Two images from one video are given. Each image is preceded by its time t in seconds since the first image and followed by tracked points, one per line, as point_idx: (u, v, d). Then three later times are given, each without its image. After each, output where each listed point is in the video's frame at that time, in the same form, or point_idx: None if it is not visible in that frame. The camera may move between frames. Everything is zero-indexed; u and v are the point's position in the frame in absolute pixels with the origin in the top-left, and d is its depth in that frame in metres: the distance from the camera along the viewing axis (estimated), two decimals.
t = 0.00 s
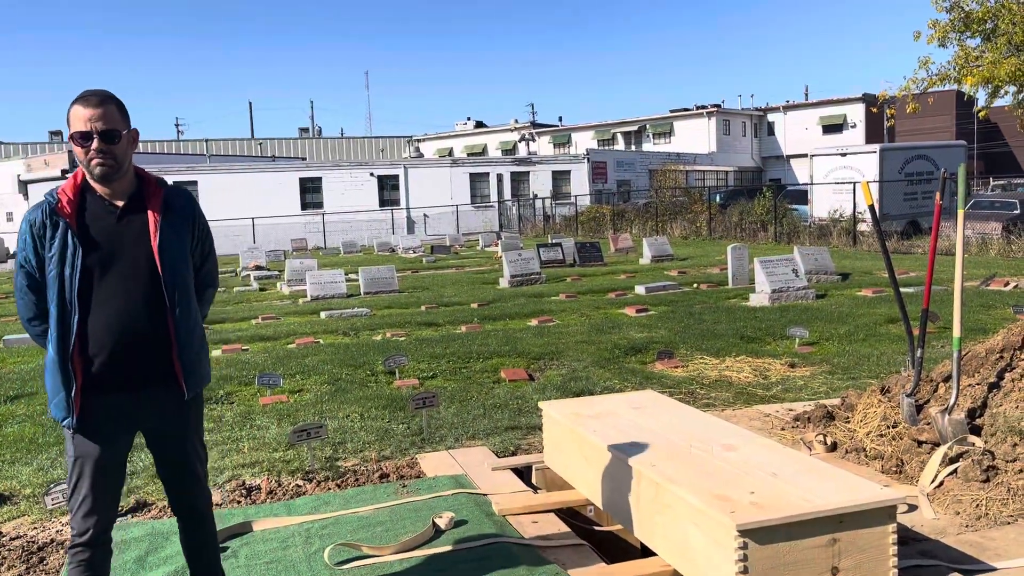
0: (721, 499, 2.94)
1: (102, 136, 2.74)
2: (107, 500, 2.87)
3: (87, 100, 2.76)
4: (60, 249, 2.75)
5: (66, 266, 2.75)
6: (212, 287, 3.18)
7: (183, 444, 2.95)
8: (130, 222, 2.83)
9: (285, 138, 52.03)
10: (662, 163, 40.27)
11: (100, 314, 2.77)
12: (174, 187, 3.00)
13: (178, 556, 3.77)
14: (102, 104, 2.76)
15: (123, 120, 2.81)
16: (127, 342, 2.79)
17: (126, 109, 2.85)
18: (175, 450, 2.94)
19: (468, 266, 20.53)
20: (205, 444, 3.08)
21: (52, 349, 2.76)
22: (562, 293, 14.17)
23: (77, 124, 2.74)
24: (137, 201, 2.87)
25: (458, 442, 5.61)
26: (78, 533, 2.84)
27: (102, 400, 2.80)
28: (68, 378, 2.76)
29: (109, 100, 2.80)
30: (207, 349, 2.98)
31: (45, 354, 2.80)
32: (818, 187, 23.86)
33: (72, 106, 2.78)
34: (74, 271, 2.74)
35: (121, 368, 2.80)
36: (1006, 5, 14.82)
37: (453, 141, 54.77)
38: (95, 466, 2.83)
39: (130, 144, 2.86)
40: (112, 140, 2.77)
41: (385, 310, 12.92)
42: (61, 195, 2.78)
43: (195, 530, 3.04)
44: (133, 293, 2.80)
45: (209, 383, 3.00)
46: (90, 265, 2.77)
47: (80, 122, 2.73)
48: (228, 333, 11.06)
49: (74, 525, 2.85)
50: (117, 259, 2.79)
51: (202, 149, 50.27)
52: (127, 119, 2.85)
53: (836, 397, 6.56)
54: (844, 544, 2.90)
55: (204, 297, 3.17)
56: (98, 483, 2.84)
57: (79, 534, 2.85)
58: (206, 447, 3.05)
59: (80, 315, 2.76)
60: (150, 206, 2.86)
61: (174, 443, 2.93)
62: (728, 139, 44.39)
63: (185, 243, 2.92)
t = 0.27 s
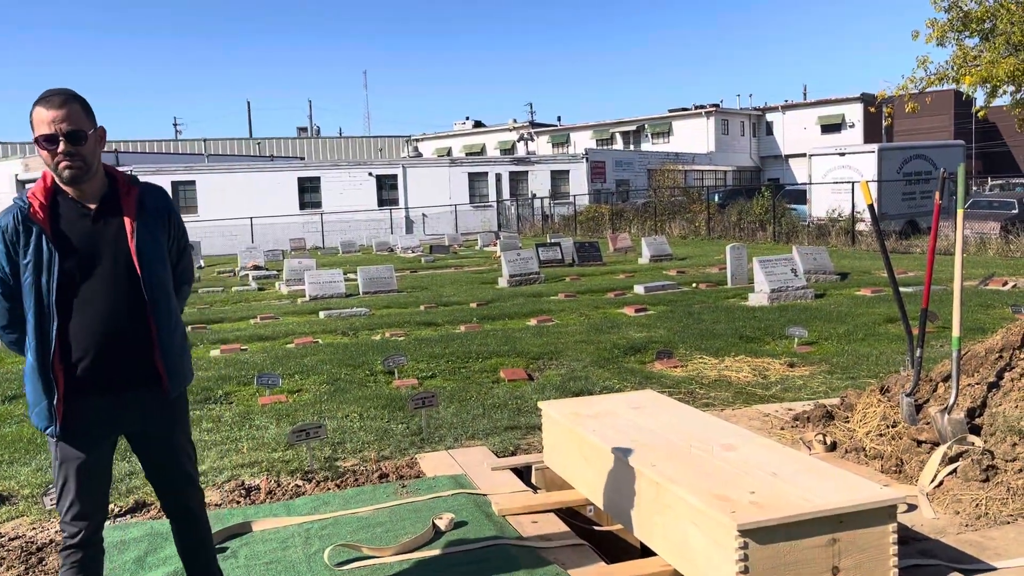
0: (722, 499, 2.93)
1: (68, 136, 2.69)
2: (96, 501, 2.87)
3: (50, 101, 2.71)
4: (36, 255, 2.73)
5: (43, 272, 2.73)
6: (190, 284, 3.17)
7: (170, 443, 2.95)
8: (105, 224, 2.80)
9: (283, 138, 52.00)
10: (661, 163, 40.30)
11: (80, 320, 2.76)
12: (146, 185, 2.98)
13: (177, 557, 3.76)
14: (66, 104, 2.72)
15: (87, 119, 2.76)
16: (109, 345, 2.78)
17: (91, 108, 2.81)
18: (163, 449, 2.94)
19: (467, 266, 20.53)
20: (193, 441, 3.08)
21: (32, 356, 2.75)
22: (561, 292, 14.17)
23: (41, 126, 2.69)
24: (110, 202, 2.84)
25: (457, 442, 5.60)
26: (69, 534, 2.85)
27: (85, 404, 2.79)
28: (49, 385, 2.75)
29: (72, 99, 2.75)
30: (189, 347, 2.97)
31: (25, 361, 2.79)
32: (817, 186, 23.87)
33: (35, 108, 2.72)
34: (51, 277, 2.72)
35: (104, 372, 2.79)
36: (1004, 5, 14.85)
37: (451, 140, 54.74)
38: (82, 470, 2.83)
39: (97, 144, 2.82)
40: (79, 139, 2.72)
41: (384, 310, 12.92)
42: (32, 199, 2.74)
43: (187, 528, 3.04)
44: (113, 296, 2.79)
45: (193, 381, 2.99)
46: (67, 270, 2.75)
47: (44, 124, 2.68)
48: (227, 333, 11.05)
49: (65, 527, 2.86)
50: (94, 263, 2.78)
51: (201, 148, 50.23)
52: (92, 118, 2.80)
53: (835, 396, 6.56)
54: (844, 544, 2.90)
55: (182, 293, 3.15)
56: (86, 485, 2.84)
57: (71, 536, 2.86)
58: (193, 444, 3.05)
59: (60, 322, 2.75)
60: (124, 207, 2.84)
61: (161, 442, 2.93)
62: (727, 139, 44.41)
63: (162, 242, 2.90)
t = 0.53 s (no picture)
0: (719, 498, 2.94)
1: (52, 137, 2.69)
2: (91, 500, 2.87)
3: (32, 102, 2.70)
4: (27, 259, 2.73)
5: (35, 276, 2.73)
6: (180, 282, 3.18)
7: (164, 443, 2.94)
8: (95, 226, 2.81)
9: (280, 138, 51.95)
10: (658, 162, 40.33)
11: (71, 322, 2.76)
12: (133, 184, 2.98)
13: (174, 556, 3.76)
14: (48, 104, 2.71)
15: (72, 119, 2.75)
16: (101, 347, 2.78)
17: (74, 107, 2.80)
18: (157, 449, 2.94)
19: (464, 266, 20.52)
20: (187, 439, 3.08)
21: (23, 360, 2.74)
22: (559, 292, 14.19)
23: (23, 128, 2.68)
24: (98, 202, 2.85)
25: (455, 441, 5.61)
26: (65, 534, 2.85)
27: (78, 406, 2.79)
28: (42, 388, 2.75)
29: (55, 99, 2.74)
30: (182, 346, 2.98)
31: (16, 365, 2.78)
32: (814, 186, 23.90)
33: (18, 109, 2.72)
34: (42, 280, 2.72)
35: (96, 374, 2.79)
36: (1000, 5, 14.89)
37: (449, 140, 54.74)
38: (75, 470, 2.83)
39: (82, 143, 2.82)
40: (63, 140, 2.71)
41: (381, 310, 12.92)
42: (21, 201, 2.74)
43: (182, 526, 3.05)
44: (104, 298, 2.79)
45: (186, 379, 3.00)
46: (58, 272, 2.75)
47: (27, 126, 2.67)
48: (224, 332, 11.04)
49: (60, 527, 2.86)
50: (84, 264, 2.78)
51: (198, 148, 50.16)
52: (77, 118, 2.80)
53: (832, 395, 6.57)
54: (840, 542, 2.91)
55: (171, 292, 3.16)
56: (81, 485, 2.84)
57: (66, 535, 2.86)
58: (188, 442, 3.05)
59: (52, 325, 2.75)
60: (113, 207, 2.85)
61: (155, 441, 2.93)
62: (724, 139, 44.47)
63: (152, 242, 2.91)
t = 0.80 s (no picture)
0: (717, 497, 2.94)
1: (70, 134, 2.69)
2: (97, 497, 2.84)
3: (53, 99, 2.71)
4: (42, 253, 2.74)
5: (49, 271, 2.73)
6: (193, 282, 3.18)
7: (172, 441, 2.93)
8: (110, 223, 2.82)
9: (279, 137, 51.90)
10: (657, 161, 40.33)
11: (83, 316, 2.76)
12: (148, 183, 2.99)
13: (172, 556, 3.76)
14: (67, 101, 2.72)
15: (91, 117, 2.77)
16: (112, 342, 2.78)
17: (93, 105, 2.81)
18: (164, 447, 2.92)
19: (463, 265, 20.51)
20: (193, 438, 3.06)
21: (33, 353, 2.73)
22: (558, 291, 14.17)
23: (43, 125, 2.69)
24: (113, 200, 2.86)
25: (454, 441, 5.60)
26: (68, 532, 2.81)
27: (88, 401, 2.78)
28: (52, 382, 2.73)
29: (74, 97, 2.75)
30: (192, 345, 2.97)
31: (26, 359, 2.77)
32: (813, 185, 23.90)
33: (38, 106, 2.73)
34: (56, 274, 2.73)
35: (107, 369, 2.79)
36: (1000, 4, 14.88)
37: (448, 140, 54.71)
38: (82, 466, 2.81)
39: (100, 141, 2.83)
40: (81, 138, 2.72)
41: (380, 309, 12.91)
42: (38, 197, 2.75)
43: (187, 527, 3.03)
44: (117, 294, 2.79)
45: (195, 378, 2.99)
46: (72, 266, 2.76)
47: (46, 123, 2.69)
48: (223, 332, 11.02)
49: (64, 524, 2.82)
50: (98, 259, 2.79)
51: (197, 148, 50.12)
52: (95, 115, 2.80)
53: (831, 395, 6.57)
54: (838, 542, 2.91)
55: (183, 293, 3.16)
56: (87, 482, 2.82)
57: (70, 534, 2.82)
58: (195, 442, 3.04)
59: (64, 319, 2.75)
60: (127, 205, 2.86)
61: (163, 438, 2.92)
62: (723, 138, 44.46)
63: (165, 241, 2.92)
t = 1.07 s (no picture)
0: (716, 497, 2.94)
1: (114, 130, 2.75)
2: (113, 494, 2.84)
3: (100, 97, 2.77)
4: (71, 246, 2.74)
5: (78, 262, 2.73)
6: (220, 286, 3.18)
7: (188, 440, 2.93)
8: (141, 220, 2.83)
9: (278, 136, 51.89)
10: (656, 161, 40.35)
11: (110, 310, 2.76)
12: (182, 185, 3.01)
13: (170, 555, 3.76)
14: (114, 99, 2.78)
15: (133, 117, 2.82)
16: (138, 336, 2.78)
17: (135, 107, 2.87)
18: (181, 446, 2.92)
19: (462, 264, 20.53)
20: (208, 439, 3.06)
21: (63, 343, 2.74)
22: (557, 291, 14.18)
23: (88, 121, 2.75)
24: (146, 198, 2.88)
25: (452, 440, 5.60)
26: (81, 528, 2.82)
27: (112, 394, 2.79)
28: (78, 374, 2.73)
29: (120, 98, 2.81)
30: (215, 345, 2.97)
31: (54, 350, 2.77)
32: (812, 185, 23.91)
33: (83, 105, 2.79)
34: (85, 266, 2.73)
35: (131, 364, 2.79)
36: (998, 4, 14.87)
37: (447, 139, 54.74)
38: (102, 460, 2.81)
39: (140, 141, 2.87)
40: (125, 135, 2.77)
41: (379, 309, 12.91)
42: (73, 192, 2.77)
43: (197, 528, 3.03)
44: (144, 289, 2.79)
45: (216, 378, 2.98)
46: (101, 261, 2.76)
47: (92, 118, 2.74)
48: (222, 331, 11.03)
49: (78, 519, 2.83)
50: (127, 254, 2.79)
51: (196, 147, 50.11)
52: (138, 116, 2.86)
53: (830, 395, 6.58)
54: (837, 541, 2.91)
55: (211, 295, 3.16)
56: (104, 479, 2.82)
57: (83, 529, 2.83)
58: (211, 443, 3.04)
59: (91, 312, 2.75)
60: (160, 204, 2.87)
61: (181, 437, 2.92)
62: (722, 138, 44.47)
63: (194, 241, 2.92)
